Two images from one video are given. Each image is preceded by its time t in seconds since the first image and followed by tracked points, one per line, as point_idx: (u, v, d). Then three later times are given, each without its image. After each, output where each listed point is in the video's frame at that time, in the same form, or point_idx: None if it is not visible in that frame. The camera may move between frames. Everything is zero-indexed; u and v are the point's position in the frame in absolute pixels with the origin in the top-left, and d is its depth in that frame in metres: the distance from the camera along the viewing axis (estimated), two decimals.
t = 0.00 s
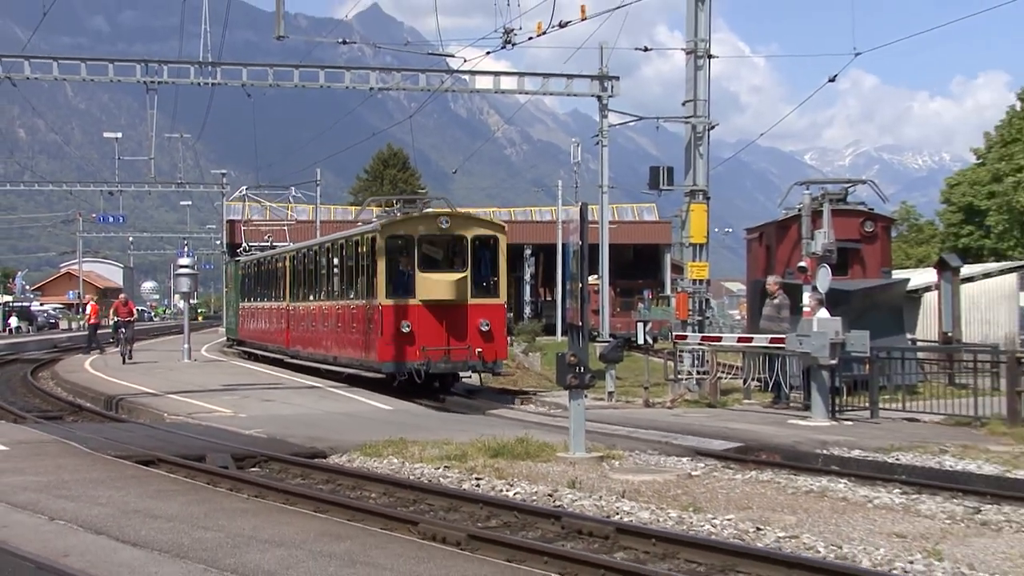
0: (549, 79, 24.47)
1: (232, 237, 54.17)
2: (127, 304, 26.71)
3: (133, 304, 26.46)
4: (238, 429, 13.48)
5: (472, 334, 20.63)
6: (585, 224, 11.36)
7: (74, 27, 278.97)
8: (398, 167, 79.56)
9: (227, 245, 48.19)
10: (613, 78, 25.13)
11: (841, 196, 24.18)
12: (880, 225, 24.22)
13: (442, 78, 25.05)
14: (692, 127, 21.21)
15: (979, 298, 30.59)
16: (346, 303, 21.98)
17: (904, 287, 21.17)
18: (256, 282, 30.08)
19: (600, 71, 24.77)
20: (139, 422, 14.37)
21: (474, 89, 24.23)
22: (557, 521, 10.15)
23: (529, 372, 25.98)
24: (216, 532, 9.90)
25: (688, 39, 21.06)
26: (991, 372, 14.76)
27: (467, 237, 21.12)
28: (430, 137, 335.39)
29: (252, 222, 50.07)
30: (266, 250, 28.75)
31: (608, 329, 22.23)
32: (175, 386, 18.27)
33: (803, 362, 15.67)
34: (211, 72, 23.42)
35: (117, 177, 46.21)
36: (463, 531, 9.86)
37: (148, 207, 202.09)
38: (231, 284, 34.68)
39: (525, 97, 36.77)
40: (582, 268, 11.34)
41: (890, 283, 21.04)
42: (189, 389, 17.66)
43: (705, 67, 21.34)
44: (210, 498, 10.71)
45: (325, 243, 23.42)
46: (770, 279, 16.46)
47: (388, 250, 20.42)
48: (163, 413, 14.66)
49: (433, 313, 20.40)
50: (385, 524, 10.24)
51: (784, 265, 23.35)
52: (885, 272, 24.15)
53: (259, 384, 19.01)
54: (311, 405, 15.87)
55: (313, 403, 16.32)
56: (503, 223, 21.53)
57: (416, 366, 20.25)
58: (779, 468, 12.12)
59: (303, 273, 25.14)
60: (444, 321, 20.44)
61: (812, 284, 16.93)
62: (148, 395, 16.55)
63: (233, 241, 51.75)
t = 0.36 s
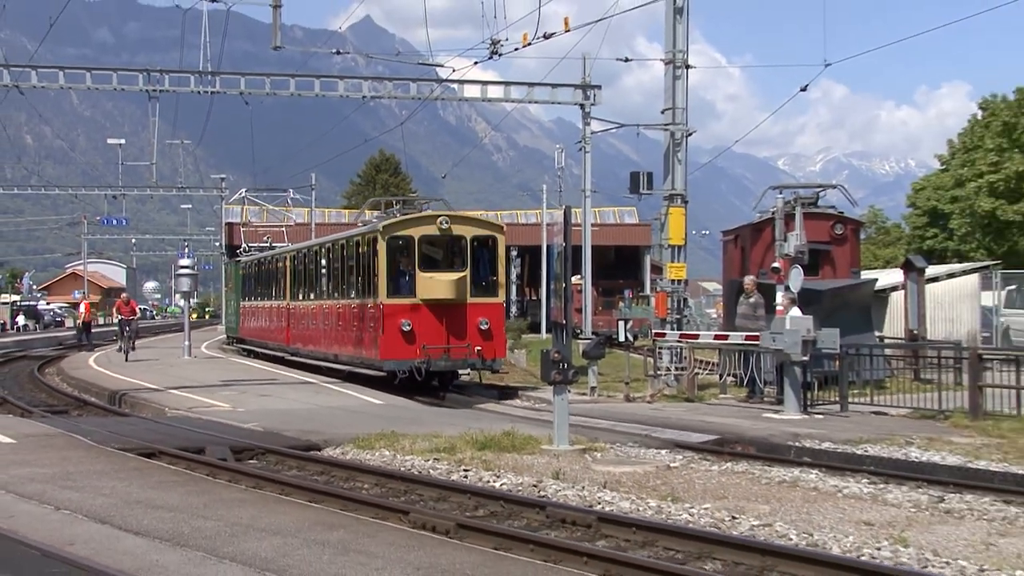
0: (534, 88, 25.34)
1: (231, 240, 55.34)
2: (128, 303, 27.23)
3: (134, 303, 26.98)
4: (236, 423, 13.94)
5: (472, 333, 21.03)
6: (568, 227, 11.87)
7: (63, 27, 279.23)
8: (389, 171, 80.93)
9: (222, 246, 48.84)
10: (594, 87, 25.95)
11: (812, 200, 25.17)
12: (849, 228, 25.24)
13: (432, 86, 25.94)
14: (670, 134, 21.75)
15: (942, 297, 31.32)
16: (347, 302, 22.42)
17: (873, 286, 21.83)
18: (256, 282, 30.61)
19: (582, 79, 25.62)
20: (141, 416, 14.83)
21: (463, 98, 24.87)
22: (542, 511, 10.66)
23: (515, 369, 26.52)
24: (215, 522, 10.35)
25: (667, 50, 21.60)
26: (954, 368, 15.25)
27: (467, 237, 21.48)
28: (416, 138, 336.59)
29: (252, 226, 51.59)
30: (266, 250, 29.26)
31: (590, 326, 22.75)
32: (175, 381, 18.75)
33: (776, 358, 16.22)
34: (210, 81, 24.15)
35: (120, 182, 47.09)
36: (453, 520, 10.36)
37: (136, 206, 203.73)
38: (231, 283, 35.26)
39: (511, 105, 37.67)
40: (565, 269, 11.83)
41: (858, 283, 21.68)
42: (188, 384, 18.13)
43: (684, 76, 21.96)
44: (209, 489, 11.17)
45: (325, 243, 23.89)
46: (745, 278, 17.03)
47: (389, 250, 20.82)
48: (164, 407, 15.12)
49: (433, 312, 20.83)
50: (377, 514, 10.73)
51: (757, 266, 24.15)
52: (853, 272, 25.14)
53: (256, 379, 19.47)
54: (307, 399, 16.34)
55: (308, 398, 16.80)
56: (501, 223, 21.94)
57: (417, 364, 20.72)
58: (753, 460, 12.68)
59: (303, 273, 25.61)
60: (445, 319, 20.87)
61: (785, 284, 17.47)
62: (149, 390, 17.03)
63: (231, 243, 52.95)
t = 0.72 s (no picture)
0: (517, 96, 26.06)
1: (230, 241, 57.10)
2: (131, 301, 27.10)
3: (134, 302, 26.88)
4: (232, 417, 14.42)
5: (469, 331, 21.57)
6: (551, 229, 12.34)
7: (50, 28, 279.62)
8: (379, 176, 83.65)
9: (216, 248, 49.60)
10: (576, 95, 26.65)
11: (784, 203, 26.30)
12: (818, 229, 26.49)
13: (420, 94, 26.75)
14: (648, 140, 22.27)
15: (906, 295, 32.11)
16: (346, 301, 22.86)
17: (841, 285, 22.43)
18: (255, 282, 31.21)
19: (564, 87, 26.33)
20: (141, 410, 15.31)
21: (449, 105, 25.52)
22: (526, 500, 11.18)
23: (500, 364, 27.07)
24: (211, 511, 10.82)
25: (645, 60, 22.14)
26: (916, 363, 15.90)
27: (464, 237, 21.92)
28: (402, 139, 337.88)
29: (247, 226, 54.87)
30: (265, 250, 29.87)
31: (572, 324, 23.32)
32: (172, 376, 19.26)
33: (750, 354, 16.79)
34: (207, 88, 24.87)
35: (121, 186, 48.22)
36: (440, 510, 10.87)
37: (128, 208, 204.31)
38: (232, 284, 35.91)
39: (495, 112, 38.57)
40: (547, 269, 12.33)
41: (827, 283, 22.16)
42: (185, 380, 18.63)
43: (661, 85, 22.52)
44: (206, 480, 11.65)
45: (323, 244, 24.40)
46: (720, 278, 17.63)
47: (388, 249, 21.21)
48: (163, 401, 15.60)
49: (432, 311, 21.33)
50: (367, 503, 11.23)
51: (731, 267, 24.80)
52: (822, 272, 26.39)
53: (251, 375, 19.97)
54: (301, 394, 16.85)
55: (300, 392, 17.30)
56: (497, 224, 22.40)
57: (416, 361, 21.12)
58: (727, 451, 13.26)
59: (302, 272, 26.16)
60: (443, 318, 21.38)
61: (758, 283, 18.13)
62: (149, 385, 17.54)
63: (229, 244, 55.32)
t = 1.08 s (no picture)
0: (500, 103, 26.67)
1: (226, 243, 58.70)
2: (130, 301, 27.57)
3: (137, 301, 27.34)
4: (226, 412, 14.90)
5: (466, 330, 21.96)
6: (533, 232, 12.85)
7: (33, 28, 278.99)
8: (369, 180, 84.87)
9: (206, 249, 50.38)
10: (558, 103, 27.24)
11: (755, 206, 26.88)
12: (789, 231, 27.18)
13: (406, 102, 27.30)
14: (626, 146, 22.81)
15: (872, 294, 32.78)
16: (344, 300, 23.24)
17: (811, 285, 23.12)
18: (252, 282, 31.65)
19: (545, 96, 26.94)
20: (139, 405, 15.77)
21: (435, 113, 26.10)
22: (509, 492, 11.70)
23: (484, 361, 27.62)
24: (208, 502, 11.30)
25: (623, 69, 22.68)
26: (881, 360, 16.51)
27: (461, 238, 22.29)
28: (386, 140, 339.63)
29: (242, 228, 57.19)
30: (262, 251, 30.34)
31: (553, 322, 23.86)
32: (168, 373, 19.73)
33: (723, 351, 17.35)
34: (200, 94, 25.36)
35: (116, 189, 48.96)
36: (427, 501, 11.38)
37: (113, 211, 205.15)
38: (229, 284, 36.33)
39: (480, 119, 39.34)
40: (530, 270, 12.81)
41: (797, 282, 22.91)
42: (179, 376, 19.10)
43: (638, 94, 23.06)
44: (203, 472, 12.11)
45: (321, 244, 24.82)
46: (695, 279, 18.21)
47: (386, 249, 21.58)
48: (160, 396, 16.07)
49: (429, 310, 21.71)
50: (357, 495, 11.74)
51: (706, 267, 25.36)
52: (793, 273, 27.08)
53: (244, 371, 20.43)
54: (294, 389, 17.33)
55: (291, 388, 17.79)
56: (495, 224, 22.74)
57: (413, 360, 21.51)
58: (702, 444, 13.84)
59: (298, 271, 26.61)
60: (440, 317, 21.77)
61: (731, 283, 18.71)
62: (145, 381, 18.01)
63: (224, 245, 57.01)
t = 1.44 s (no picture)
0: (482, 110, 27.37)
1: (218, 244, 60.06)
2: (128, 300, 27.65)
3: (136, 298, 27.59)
4: (219, 406, 15.39)
5: (462, 328, 22.26)
6: (514, 234, 13.37)
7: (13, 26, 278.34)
8: (356, 184, 87.97)
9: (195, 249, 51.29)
10: (537, 110, 27.92)
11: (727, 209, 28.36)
12: (758, 234, 28.92)
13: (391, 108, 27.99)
14: (603, 152, 23.39)
15: (838, 294, 33.09)
16: (340, 300, 23.59)
17: (778, 285, 23.80)
18: (246, 281, 32.15)
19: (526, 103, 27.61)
20: (135, 399, 16.26)
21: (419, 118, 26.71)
22: (490, 483, 12.22)
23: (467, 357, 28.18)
24: (201, 493, 11.77)
25: (600, 77, 23.29)
26: (846, 356, 17.18)
27: (456, 238, 22.69)
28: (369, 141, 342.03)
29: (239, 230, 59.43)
30: (257, 250, 30.82)
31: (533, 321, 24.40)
32: (161, 369, 20.21)
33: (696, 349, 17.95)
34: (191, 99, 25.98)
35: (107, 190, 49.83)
36: (412, 492, 11.91)
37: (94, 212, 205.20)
38: (223, 283, 36.89)
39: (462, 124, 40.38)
40: (511, 271, 13.32)
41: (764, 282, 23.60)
42: (171, 373, 19.60)
43: (615, 101, 23.68)
44: (196, 464, 12.60)
45: (317, 244, 25.23)
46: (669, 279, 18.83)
47: (383, 249, 21.89)
48: (154, 391, 16.56)
49: (425, 310, 22.02)
50: (344, 486, 12.25)
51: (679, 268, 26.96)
52: (762, 273, 28.80)
53: (234, 367, 20.91)
54: (284, 385, 17.82)
55: (280, 383, 18.28)
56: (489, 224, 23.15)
57: (409, 358, 21.78)
58: (675, 438, 14.45)
59: (293, 270, 27.06)
60: (436, 316, 22.07)
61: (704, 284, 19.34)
62: (138, 376, 18.48)
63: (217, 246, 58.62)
